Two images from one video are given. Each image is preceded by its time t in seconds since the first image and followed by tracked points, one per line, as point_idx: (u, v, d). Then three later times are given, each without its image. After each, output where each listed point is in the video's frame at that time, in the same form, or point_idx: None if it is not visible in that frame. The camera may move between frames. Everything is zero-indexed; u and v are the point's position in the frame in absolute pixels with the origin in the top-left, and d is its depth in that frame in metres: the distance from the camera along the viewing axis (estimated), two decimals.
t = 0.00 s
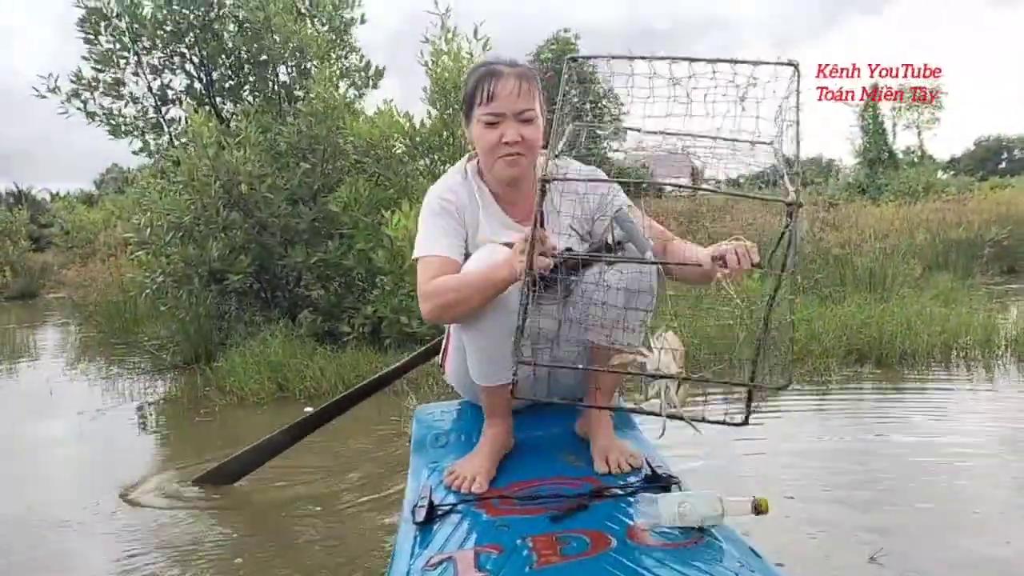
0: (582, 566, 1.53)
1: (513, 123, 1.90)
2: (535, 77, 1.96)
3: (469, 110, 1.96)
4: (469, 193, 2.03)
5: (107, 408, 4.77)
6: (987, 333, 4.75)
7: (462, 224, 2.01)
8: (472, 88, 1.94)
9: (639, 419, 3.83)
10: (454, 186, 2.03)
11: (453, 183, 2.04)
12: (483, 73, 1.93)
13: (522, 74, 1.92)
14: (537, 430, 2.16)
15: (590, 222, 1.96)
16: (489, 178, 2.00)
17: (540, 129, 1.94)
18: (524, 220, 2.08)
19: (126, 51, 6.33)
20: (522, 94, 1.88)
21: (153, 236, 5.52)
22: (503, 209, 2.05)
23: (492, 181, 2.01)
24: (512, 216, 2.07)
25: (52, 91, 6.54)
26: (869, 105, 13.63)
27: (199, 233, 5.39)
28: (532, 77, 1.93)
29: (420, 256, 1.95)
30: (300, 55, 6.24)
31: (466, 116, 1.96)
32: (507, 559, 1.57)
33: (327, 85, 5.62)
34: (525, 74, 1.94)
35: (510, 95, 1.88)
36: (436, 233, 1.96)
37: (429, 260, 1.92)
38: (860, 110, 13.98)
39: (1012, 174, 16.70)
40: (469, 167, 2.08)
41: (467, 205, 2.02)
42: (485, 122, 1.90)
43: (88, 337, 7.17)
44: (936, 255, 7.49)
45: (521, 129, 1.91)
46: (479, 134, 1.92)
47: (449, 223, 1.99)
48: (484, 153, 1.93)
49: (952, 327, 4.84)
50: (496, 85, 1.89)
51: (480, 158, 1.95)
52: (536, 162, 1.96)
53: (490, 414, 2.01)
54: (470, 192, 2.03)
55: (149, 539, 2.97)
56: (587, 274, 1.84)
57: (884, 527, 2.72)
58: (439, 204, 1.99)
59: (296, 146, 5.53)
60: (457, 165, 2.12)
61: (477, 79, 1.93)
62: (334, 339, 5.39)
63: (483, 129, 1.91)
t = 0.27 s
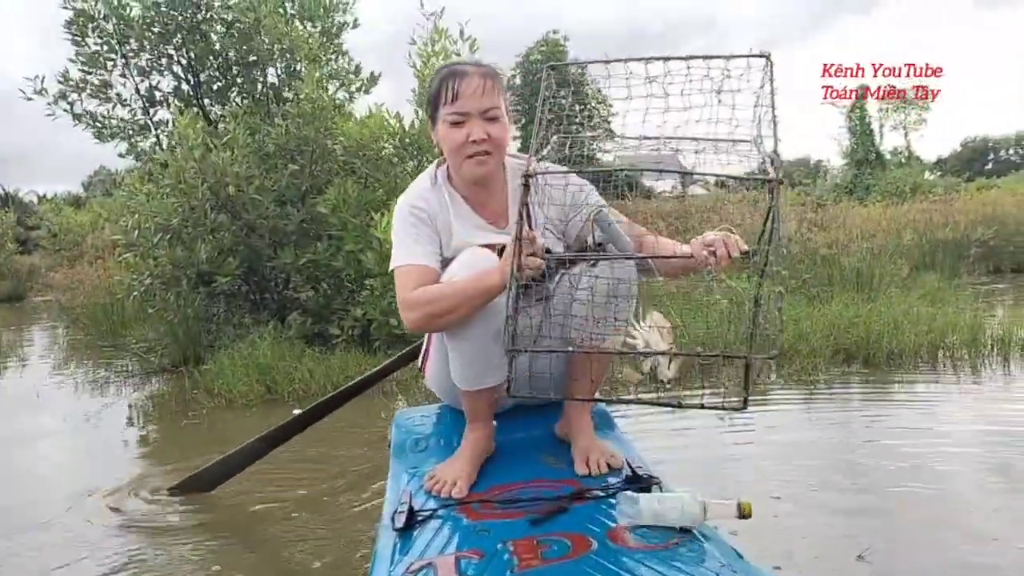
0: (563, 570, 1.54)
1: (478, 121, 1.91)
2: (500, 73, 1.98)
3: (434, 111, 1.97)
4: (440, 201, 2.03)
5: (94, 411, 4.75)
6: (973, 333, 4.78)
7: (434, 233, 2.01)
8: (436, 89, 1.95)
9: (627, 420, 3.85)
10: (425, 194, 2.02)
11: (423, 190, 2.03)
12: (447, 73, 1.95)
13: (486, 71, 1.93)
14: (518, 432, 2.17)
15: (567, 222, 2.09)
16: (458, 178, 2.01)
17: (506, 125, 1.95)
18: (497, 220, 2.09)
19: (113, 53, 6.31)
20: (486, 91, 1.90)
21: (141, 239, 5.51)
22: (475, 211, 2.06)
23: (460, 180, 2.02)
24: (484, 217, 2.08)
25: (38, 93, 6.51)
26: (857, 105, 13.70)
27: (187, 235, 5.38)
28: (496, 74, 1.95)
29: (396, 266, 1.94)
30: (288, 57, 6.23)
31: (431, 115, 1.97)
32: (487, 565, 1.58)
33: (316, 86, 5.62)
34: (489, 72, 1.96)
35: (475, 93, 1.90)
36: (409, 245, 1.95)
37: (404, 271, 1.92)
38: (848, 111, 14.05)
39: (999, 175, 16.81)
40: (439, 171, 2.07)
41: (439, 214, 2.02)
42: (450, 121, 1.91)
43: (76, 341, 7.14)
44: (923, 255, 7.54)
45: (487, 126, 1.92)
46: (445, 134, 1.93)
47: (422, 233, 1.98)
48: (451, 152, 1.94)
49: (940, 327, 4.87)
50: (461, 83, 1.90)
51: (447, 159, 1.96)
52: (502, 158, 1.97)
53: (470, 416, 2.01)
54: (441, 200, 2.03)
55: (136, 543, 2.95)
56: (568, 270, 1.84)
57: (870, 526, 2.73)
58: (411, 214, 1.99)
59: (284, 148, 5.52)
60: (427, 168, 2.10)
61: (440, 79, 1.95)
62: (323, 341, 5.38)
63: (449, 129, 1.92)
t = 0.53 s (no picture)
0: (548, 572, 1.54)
1: (456, 115, 1.91)
2: (480, 71, 1.98)
3: (412, 107, 1.97)
4: (422, 201, 2.02)
5: (87, 411, 4.72)
6: (966, 333, 4.80)
7: (416, 234, 1.99)
8: (414, 84, 1.95)
9: (621, 419, 3.86)
10: (407, 194, 2.01)
11: (405, 190, 2.02)
12: (424, 68, 1.95)
13: (465, 68, 1.94)
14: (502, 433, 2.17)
15: (550, 224, 2.07)
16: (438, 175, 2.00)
17: (486, 121, 1.94)
18: (479, 219, 2.08)
19: (105, 51, 6.28)
20: (463, 85, 1.90)
21: (133, 238, 5.48)
22: (457, 211, 2.05)
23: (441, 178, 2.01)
24: (466, 216, 2.07)
25: (30, 92, 6.48)
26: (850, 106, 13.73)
27: (180, 234, 5.36)
28: (474, 69, 1.96)
29: (378, 265, 1.93)
30: (282, 56, 6.21)
31: (410, 112, 1.97)
32: (472, 567, 1.58)
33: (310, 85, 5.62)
34: (467, 67, 1.96)
35: (452, 86, 1.90)
36: (390, 244, 1.94)
37: (387, 271, 1.91)
38: (841, 112, 14.08)
39: (991, 175, 16.87)
40: (421, 171, 2.06)
41: (421, 215, 2.01)
42: (428, 115, 1.91)
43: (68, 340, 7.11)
44: (916, 256, 7.56)
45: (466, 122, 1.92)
46: (423, 128, 1.93)
47: (404, 233, 1.97)
48: (428, 148, 1.94)
49: (933, 327, 4.88)
50: (440, 78, 1.91)
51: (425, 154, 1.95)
52: (482, 154, 1.96)
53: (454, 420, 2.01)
54: (422, 200, 2.02)
55: (127, 544, 2.94)
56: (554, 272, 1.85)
57: (863, 526, 2.73)
58: (392, 214, 1.97)
59: (278, 147, 5.51)
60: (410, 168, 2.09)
61: (418, 75, 1.95)
62: (317, 341, 5.37)
63: (427, 124, 1.92)
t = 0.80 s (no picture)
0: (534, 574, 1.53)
1: (444, 112, 1.91)
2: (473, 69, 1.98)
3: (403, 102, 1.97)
4: (409, 199, 2.01)
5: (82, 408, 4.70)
6: (963, 334, 4.80)
7: (403, 230, 1.98)
8: (405, 79, 1.96)
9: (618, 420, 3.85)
10: (395, 191, 2.01)
11: (393, 188, 2.01)
12: (416, 63, 1.96)
13: (457, 64, 1.94)
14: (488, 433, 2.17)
15: (541, 228, 2.03)
16: (426, 173, 2.00)
17: (474, 118, 1.93)
18: (469, 220, 2.07)
19: (101, 49, 6.26)
20: (452, 80, 1.90)
21: (130, 236, 5.46)
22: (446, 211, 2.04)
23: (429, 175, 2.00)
24: (456, 216, 2.06)
25: (26, 89, 6.45)
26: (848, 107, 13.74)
27: (177, 232, 5.35)
28: (467, 67, 1.95)
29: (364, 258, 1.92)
30: (280, 54, 6.20)
31: (401, 105, 1.97)
32: (456, 570, 1.57)
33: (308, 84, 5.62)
34: (459, 64, 1.96)
35: (441, 82, 1.90)
36: (378, 239, 1.92)
37: (374, 266, 1.89)
38: (839, 113, 14.08)
39: (988, 177, 16.91)
40: (410, 171, 2.06)
41: (409, 211, 1.99)
42: (416, 110, 1.91)
43: (64, 338, 7.09)
44: (913, 257, 7.56)
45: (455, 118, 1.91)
46: (410, 124, 1.93)
47: (392, 228, 1.95)
48: (415, 144, 1.93)
49: (930, 328, 4.88)
50: (430, 71, 1.91)
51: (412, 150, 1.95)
52: (470, 153, 1.95)
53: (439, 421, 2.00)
54: (410, 198, 2.02)
55: (121, 543, 2.92)
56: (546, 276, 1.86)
57: (859, 527, 2.73)
58: (380, 209, 1.96)
59: (275, 145, 5.49)
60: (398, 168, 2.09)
61: (409, 69, 1.95)
62: (313, 340, 5.36)
63: (415, 117, 1.92)
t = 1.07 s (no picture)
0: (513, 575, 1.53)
1: (432, 110, 1.90)
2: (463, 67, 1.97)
3: (391, 98, 1.96)
4: (395, 195, 2.00)
5: (74, 405, 4.69)
6: (957, 333, 4.81)
7: (389, 228, 1.97)
8: (393, 75, 1.95)
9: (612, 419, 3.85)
10: (380, 188, 1.99)
11: (378, 184, 2.00)
12: (405, 59, 1.95)
13: (447, 63, 1.93)
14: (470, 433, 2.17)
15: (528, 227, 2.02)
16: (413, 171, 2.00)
17: (463, 118, 1.93)
18: (455, 217, 2.07)
19: (96, 45, 6.25)
20: (442, 79, 1.90)
21: (123, 232, 5.45)
22: (432, 208, 2.04)
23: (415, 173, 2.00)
24: (442, 213, 2.06)
25: (20, 85, 6.43)
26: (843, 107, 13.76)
27: (171, 229, 5.34)
28: (456, 65, 1.95)
29: (348, 256, 1.91)
30: (275, 50, 6.18)
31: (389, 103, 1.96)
32: (435, 570, 1.57)
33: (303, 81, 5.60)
34: (449, 61, 1.96)
35: (430, 80, 1.89)
36: (363, 238, 1.91)
37: (357, 264, 1.89)
38: (835, 113, 14.10)
39: (983, 176, 16.95)
40: (396, 166, 2.04)
41: (394, 209, 1.98)
42: (404, 108, 1.91)
43: (58, 335, 7.07)
44: (908, 256, 7.58)
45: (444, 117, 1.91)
46: (399, 121, 1.93)
47: (377, 227, 1.94)
48: (403, 141, 1.93)
49: (924, 327, 4.89)
50: (420, 70, 1.90)
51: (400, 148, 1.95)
52: (458, 152, 1.96)
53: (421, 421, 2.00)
54: (396, 194, 2.00)
55: (111, 541, 2.91)
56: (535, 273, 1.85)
57: (850, 526, 2.72)
58: (365, 207, 1.95)
59: (270, 142, 5.48)
60: (383, 163, 2.07)
61: (398, 65, 1.94)
62: (308, 337, 5.35)
63: (404, 116, 1.91)
